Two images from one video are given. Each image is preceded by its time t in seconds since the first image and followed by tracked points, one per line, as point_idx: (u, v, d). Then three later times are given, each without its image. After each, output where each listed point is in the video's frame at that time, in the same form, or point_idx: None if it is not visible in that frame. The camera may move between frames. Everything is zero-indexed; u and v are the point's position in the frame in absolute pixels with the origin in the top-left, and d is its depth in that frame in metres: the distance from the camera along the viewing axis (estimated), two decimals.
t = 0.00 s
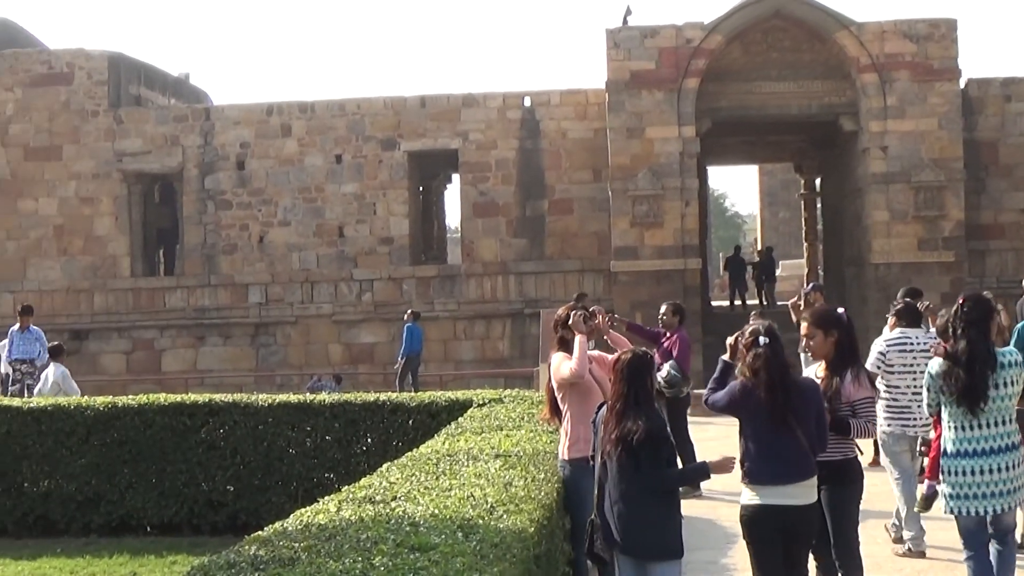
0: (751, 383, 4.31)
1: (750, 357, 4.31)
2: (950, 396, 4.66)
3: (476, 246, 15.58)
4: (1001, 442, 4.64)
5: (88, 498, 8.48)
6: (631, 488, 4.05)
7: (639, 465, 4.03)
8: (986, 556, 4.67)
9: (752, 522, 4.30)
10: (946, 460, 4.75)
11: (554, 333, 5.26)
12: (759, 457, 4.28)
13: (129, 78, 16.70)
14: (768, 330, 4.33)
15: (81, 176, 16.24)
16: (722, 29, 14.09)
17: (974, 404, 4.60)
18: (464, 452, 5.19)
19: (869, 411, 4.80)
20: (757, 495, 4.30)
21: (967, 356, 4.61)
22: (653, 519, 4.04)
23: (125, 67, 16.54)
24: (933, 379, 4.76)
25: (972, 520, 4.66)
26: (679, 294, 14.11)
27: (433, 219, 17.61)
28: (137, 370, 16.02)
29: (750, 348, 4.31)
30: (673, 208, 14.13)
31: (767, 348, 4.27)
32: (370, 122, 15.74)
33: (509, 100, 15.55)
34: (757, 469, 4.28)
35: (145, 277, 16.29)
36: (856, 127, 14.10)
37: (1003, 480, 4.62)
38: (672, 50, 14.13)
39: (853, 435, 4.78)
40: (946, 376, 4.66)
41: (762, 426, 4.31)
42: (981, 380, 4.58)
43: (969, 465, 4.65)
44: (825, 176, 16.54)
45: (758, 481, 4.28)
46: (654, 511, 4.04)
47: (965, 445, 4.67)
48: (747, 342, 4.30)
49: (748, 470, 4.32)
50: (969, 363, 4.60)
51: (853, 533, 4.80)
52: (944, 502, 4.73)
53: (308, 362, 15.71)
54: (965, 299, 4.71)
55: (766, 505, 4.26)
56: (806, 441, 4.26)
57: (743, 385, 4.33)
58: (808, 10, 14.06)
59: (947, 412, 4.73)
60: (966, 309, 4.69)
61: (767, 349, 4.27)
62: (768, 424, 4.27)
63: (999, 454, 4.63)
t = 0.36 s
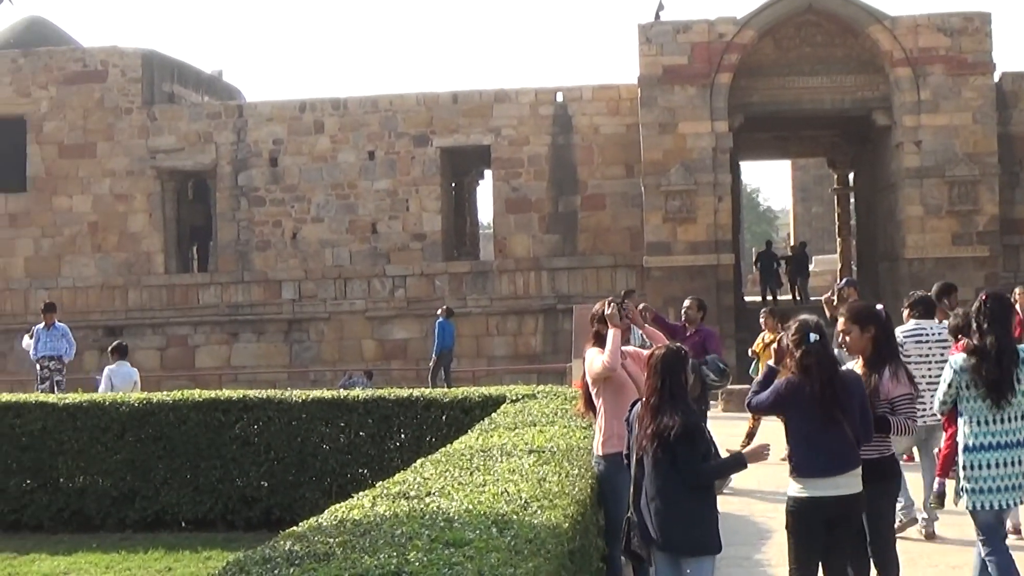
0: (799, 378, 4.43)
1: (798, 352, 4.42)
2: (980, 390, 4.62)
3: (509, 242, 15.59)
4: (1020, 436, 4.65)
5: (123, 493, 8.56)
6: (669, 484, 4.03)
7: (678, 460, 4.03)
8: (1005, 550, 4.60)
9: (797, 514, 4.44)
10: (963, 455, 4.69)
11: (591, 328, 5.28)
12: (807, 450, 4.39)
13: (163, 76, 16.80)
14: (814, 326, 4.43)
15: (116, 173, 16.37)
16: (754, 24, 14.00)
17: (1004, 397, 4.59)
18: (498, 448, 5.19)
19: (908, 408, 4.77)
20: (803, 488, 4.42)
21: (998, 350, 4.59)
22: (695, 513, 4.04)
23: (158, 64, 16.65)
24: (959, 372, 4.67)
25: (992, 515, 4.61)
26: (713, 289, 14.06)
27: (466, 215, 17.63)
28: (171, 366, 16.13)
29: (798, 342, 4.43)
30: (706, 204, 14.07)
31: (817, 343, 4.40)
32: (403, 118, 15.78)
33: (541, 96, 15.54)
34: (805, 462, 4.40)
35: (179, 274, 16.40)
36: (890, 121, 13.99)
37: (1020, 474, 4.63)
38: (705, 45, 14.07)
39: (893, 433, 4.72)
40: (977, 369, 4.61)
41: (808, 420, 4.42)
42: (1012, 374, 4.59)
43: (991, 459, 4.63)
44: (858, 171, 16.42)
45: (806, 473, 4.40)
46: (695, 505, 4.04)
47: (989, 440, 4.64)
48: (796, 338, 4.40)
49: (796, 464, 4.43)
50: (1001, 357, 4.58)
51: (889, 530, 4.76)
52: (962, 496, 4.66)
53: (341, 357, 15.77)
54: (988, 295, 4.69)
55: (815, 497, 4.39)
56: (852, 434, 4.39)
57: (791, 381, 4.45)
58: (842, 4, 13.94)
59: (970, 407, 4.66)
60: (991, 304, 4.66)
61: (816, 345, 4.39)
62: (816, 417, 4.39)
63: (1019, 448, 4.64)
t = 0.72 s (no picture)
0: (836, 378, 4.42)
1: (835, 351, 4.41)
2: (995, 379, 4.77)
3: (538, 242, 15.59)
4: None
5: (154, 492, 8.62)
6: (697, 482, 4.04)
7: (707, 458, 4.02)
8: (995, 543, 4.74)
9: (832, 516, 4.43)
10: (970, 445, 4.81)
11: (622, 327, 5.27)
12: (843, 450, 4.38)
13: (193, 76, 16.92)
14: (853, 326, 4.43)
15: (147, 173, 16.49)
16: (785, 23, 13.93)
17: (1019, 389, 4.73)
18: (528, 448, 5.19)
19: (938, 410, 4.75)
20: (839, 490, 4.41)
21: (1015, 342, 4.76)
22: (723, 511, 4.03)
23: (189, 65, 16.76)
24: (975, 363, 4.81)
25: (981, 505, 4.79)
26: (742, 289, 14.00)
27: (495, 215, 17.65)
28: (202, 365, 16.24)
29: (837, 342, 4.42)
30: (736, 204, 14.01)
31: (856, 343, 4.39)
32: (432, 118, 15.82)
33: (570, 96, 15.54)
34: (840, 462, 4.39)
35: (209, 273, 16.50)
36: (921, 121, 13.90)
37: None
38: (735, 45, 14.02)
39: (923, 434, 4.69)
40: (994, 359, 4.77)
41: (844, 421, 4.40)
42: None
43: (1000, 449, 4.75)
44: (889, 171, 16.31)
45: (842, 474, 4.38)
46: (723, 504, 4.03)
47: (999, 431, 4.76)
48: (835, 337, 4.40)
49: (832, 465, 4.42)
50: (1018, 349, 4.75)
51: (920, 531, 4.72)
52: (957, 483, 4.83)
53: (371, 357, 15.83)
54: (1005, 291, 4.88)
55: (850, 500, 4.37)
56: (888, 435, 4.37)
57: (830, 381, 4.43)
58: (873, 3, 13.85)
59: (983, 397, 4.79)
60: (1008, 298, 4.84)
61: (855, 345, 4.38)
62: (853, 417, 4.38)
63: None
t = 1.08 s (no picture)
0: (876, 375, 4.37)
1: (878, 349, 4.38)
2: (1005, 381, 4.91)
3: (574, 244, 15.58)
4: None
5: (194, 494, 8.69)
6: (746, 478, 4.10)
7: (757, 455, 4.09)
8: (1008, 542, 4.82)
9: (866, 516, 4.39)
10: (981, 448, 4.94)
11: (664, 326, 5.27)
12: (881, 450, 4.33)
13: (230, 81, 17.05)
14: (898, 324, 4.40)
15: (185, 178, 16.64)
16: (822, 23, 13.83)
17: None
18: (566, 450, 5.18)
19: (979, 411, 4.67)
20: (875, 491, 4.37)
21: None
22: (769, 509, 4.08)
23: (226, 70, 16.89)
24: (985, 366, 4.97)
25: (999, 506, 4.86)
26: (780, 291, 13.92)
27: (531, 217, 17.66)
28: (240, 368, 16.36)
29: (880, 339, 4.39)
30: (773, 205, 13.93)
31: (899, 342, 4.36)
32: (468, 121, 15.84)
33: (606, 98, 15.51)
34: (877, 461, 4.35)
35: (247, 277, 16.61)
36: (960, 120, 13.77)
37: None
38: (772, 45, 13.94)
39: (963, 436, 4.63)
40: (1004, 361, 4.90)
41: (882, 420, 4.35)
42: None
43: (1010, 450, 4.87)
44: (928, 171, 16.15)
45: (879, 474, 4.35)
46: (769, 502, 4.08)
47: (1008, 432, 4.87)
48: (879, 334, 4.37)
49: (867, 464, 4.38)
50: None
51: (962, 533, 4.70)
52: (972, 485, 4.94)
53: (408, 360, 15.89)
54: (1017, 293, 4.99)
55: (886, 500, 4.34)
56: (928, 436, 4.33)
57: (871, 377, 4.37)
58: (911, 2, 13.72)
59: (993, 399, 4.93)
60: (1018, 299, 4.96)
61: (898, 343, 4.35)
62: (893, 416, 4.33)
63: None
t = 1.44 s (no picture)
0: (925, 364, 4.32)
1: (927, 338, 4.33)
2: None
3: (615, 237, 15.56)
4: None
5: (239, 489, 8.77)
6: (830, 470, 4.26)
7: (843, 449, 4.24)
8: None
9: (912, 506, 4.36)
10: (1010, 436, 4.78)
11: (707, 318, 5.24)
12: (929, 440, 4.29)
13: (271, 78, 17.15)
14: (948, 313, 4.35)
15: (227, 175, 16.78)
16: (863, 12, 13.69)
17: None
18: (610, 443, 5.18)
19: None
20: (915, 481, 4.35)
21: None
22: (849, 501, 4.24)
23: (267, 67, 16.99)
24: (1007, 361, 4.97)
25: None
26: (823, 283, 13.82)
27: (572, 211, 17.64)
28: (284, 363, 16.49)
29: (929, 328, 4.34)
30: (816, 197, 13.82)
31: (950, 331, 4.31)
32: (508, 115, 15.83)
33: (646, 90, 15.46)
34: (924, 452, 4.31)
35: (289, 273, 16.72)
36: (1005, 109, 13.60)
37: None
38: (813, 35, 13.81)
39: (1009, 426, 4.61)
40: None
41: (931, 409, 4.31)
42: None
43: None
44: (972, 160, 15.96)
45: (924, 465, 4.31)
46: (851, 493, 4.25)
47: None
48: (929, 324, 4.32)
49: (912, 454, 4.35)
50: None
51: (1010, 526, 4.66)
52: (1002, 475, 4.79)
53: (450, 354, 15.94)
54: None
55: (930, 492, 4.30)
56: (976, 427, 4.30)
57: (920, 366, 4.32)
58: None
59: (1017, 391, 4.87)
60: None
61: (949, 333, 4.30)
62: (942, 406, 4.29)
63: None
